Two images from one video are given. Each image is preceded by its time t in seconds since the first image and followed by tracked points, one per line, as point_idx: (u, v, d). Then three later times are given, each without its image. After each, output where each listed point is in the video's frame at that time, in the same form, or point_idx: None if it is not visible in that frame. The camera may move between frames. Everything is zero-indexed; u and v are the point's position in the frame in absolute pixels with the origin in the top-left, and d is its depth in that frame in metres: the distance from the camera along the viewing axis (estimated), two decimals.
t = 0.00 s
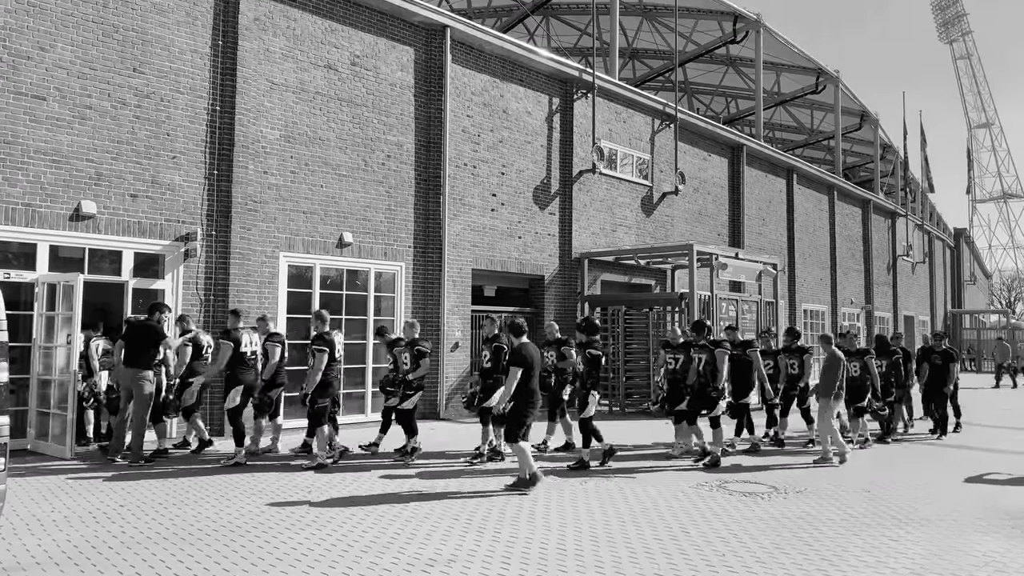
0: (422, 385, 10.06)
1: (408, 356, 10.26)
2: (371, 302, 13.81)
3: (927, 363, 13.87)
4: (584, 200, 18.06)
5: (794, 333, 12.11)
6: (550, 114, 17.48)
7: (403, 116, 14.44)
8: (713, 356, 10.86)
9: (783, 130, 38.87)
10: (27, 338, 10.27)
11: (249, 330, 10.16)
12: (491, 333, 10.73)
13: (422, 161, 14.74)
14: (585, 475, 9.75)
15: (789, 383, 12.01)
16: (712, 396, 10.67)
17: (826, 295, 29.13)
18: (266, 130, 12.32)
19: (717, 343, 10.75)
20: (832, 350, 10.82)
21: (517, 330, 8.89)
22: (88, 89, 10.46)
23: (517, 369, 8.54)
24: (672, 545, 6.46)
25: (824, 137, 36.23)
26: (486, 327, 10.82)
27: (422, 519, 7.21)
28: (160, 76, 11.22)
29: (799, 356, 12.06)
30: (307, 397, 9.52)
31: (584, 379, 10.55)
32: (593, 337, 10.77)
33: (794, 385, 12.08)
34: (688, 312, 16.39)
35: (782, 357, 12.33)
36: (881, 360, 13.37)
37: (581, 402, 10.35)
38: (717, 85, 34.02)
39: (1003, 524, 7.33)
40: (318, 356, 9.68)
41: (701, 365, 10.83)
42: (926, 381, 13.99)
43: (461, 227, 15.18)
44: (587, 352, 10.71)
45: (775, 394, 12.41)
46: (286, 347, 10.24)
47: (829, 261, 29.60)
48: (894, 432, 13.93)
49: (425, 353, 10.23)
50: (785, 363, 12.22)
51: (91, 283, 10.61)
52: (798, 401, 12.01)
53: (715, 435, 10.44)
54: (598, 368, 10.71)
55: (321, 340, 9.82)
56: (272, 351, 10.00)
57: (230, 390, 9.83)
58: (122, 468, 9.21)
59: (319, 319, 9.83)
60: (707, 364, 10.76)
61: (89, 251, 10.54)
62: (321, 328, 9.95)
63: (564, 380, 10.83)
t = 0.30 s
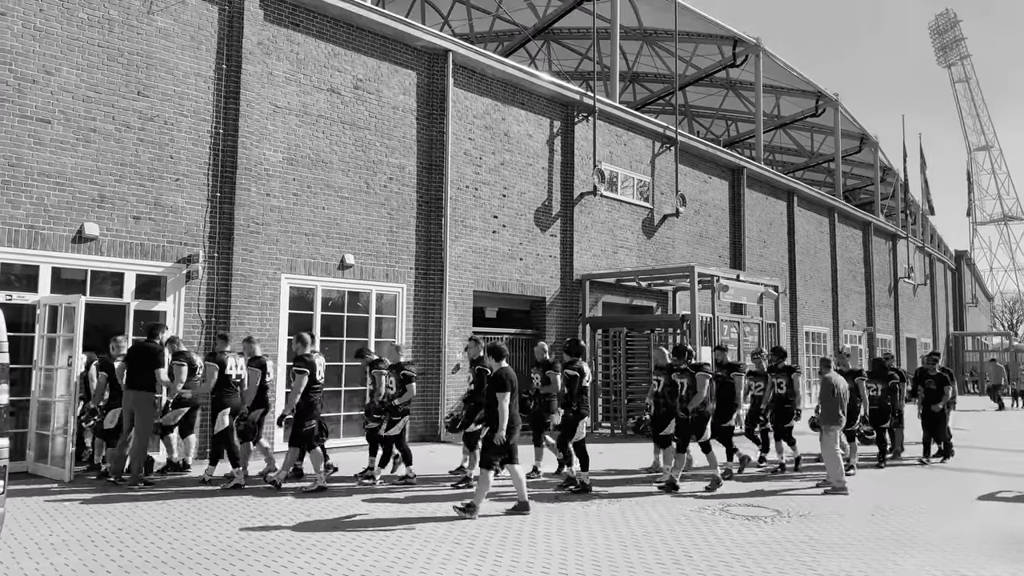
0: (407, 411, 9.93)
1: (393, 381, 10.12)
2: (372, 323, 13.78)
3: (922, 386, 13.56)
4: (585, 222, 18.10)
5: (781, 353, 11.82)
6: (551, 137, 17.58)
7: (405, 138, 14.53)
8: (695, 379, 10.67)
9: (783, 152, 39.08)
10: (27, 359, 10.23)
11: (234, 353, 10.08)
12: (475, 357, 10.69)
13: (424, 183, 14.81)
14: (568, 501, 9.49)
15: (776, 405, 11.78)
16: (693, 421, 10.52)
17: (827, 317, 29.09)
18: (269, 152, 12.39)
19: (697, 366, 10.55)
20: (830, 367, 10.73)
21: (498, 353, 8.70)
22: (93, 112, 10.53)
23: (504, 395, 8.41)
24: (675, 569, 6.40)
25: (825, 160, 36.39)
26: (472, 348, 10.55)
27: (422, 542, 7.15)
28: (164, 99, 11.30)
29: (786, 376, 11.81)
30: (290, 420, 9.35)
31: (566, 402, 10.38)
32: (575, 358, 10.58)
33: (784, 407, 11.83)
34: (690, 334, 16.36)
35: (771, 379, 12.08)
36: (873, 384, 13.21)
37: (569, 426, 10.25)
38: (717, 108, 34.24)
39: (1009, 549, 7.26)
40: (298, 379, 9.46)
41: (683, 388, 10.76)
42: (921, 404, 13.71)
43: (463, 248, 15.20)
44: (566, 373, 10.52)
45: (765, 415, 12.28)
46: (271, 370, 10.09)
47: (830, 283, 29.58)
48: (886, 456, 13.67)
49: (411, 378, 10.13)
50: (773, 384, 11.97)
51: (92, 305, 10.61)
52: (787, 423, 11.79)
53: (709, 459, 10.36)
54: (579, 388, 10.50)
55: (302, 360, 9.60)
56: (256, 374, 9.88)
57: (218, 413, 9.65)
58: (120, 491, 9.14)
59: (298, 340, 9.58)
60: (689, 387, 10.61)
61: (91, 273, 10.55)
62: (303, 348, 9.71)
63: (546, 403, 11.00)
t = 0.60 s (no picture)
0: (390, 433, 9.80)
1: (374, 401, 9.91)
2: (373, 345, 13.75)
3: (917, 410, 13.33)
4: (586, 243, 18.13)
5: (771, 378, 11.79)
6: (552, 159, 17.66)
7: (407, 161, 14.60)
8: (679, 400, 10.71)
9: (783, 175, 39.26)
10: (27, 381, 10.19)
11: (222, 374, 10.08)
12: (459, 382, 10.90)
13: (426, 206, 14.86)
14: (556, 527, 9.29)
15: (765, 429, 11.74)
16: (675, 443, 10.45)
17: (829, 339, 29.04)
18: (272, 175, 12.45)
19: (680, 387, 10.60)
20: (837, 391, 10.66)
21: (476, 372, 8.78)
22: (97, 135, 10.60)
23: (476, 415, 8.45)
24: None
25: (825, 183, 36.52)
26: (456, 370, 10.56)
27: (421, 567, 7.08)
28: (167, 122, 11.38)
29: (776, 402, 11.75)
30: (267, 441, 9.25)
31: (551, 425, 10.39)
32: (561, 380, 10.60)
33: (773, 432, 11.77)
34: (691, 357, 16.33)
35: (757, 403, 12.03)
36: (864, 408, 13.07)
37: (557, 449, 10.22)
38: (717, 131, 34.44)
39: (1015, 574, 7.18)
40: (280, 395, 9.51)
41: (666, 409, 10.73)
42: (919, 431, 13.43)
43: (464, 270, 15.22)
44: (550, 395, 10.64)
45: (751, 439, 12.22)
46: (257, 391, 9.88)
47: (831, 305, 29.56)
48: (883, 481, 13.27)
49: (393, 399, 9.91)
50: (762, 409, 11.87)
51: (93, 327, 10.60)
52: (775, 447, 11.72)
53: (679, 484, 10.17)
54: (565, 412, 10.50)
55: (282, 379, 9.63)
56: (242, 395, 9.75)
57: (201, 432, 9.74)
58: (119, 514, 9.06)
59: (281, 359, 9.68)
60: (672, 408, 10.63)
61: (93, 294, 10.56)
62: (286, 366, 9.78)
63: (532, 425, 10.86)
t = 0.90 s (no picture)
0: (373, 457, 9.78)
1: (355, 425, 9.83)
2: (374, 368, 13.70)
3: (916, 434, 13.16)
4: (587, 266, 18.14)
5: (759, 400, 11.78)
6: (553, 182, 17.73)
7: (409, 184, 14.66)
8: (666, 425, 10.65)
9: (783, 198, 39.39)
10: (27, 404, 10.15)
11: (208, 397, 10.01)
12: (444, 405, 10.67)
13: (428, 228, 14.89)
14: (542, 553, 9.13)
15: (753, 451, 11.67)
16: (662, 467, 10.34)
17: (832, 362, 28.96)
18: (274, 198, 12.48)
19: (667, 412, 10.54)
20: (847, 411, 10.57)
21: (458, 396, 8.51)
22: (100, 158, 10.65)
23: (451, 439, 8.22)
24: None
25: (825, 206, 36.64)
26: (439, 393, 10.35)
27: None
28: (170, 145, 11.44)
29: (764, 423, 11.75)
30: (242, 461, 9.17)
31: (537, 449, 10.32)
32: (547, 401, 10.53)
33: (761, 454, 11.70)
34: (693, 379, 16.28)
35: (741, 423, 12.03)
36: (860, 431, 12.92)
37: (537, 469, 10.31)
38: (717, 154, 34.61)
39: None
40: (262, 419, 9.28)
41: (653, 434, 10.67)
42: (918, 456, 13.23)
43: (465, 292, 15.22)
44: (538, 418, 10.43)
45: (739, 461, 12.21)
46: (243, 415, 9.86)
47: (833, 328, 29.52)
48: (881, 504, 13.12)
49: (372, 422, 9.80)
50: (750, 431, 11.80)
51: (94, 349, 10.58)
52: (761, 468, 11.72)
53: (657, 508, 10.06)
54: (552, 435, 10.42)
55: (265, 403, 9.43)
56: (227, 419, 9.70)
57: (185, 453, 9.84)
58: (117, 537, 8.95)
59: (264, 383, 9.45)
60: (659, 433, 10.60)
61: (95, 317, 10.54)
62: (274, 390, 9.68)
63: (517, 453, 10.37)
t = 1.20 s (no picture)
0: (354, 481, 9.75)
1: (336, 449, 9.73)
2: (374, 391, 13.65)
3: (913, 457, 13.05)
4: (588, 288, 18.14)
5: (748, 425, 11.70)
6: (554, 205, 17.79)
7: (410, 207, 14.70)
8: (647, 446, 10.57)
9: (784, 220, 39.48)
10: (27, 428, 10.10)
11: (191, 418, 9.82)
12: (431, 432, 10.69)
13: (429, 251, 14.92)
14: None
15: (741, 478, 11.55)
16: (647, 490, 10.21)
17: (834, 385, 28.86)
18: (276, 221, 12.52)
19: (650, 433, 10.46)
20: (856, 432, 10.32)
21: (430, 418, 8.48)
22: (103, 181, 10.70)
23: (427, 459, 8.17)
24: None
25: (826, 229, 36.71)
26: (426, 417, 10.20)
27: None
28: (174, 168, 11.50)
29: (752, 448, 11.67)
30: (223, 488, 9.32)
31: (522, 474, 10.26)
32: (534, 426, 10.39)
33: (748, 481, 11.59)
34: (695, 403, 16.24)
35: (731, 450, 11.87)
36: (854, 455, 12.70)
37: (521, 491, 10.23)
38: (717, 177, 34.75)
39: None
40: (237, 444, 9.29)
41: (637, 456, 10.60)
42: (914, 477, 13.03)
43: (467, 315, 15.21)
44: (525, 444, 10.33)
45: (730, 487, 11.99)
46: (229, 434, 9.70)
47: (835, 351, 29.44)
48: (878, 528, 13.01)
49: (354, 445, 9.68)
50: (739, 456, 11.71)
51: (94, 372, 10.56)
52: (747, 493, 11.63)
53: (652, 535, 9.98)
54: (538, 460, 10.31)
55: (241, 429, 9.42)
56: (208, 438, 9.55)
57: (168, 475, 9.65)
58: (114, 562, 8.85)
59: (244, 407, 9.51)
60: (642, 455, 10.51)
61: (96, 339, 10.53)
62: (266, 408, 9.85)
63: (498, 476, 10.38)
